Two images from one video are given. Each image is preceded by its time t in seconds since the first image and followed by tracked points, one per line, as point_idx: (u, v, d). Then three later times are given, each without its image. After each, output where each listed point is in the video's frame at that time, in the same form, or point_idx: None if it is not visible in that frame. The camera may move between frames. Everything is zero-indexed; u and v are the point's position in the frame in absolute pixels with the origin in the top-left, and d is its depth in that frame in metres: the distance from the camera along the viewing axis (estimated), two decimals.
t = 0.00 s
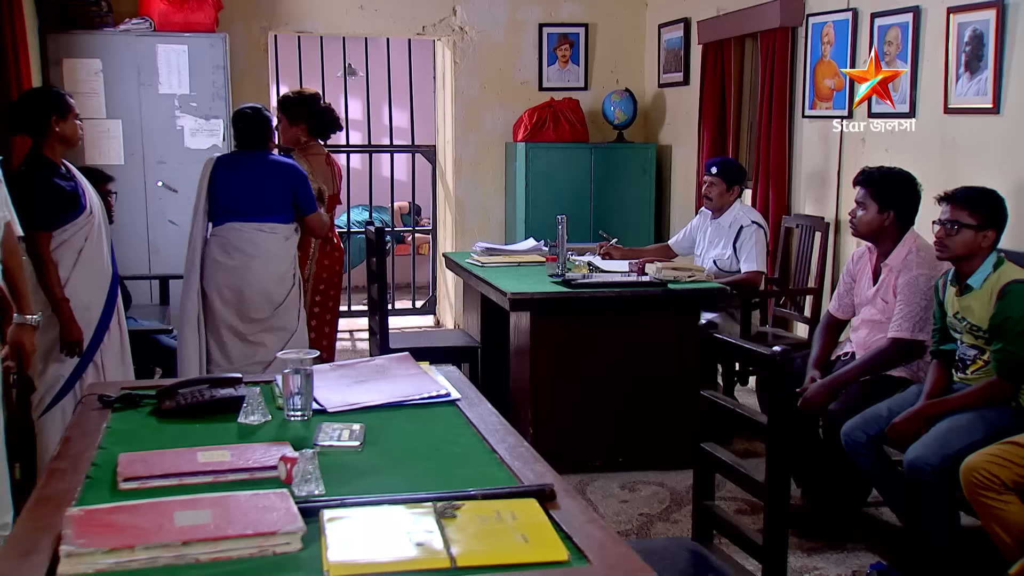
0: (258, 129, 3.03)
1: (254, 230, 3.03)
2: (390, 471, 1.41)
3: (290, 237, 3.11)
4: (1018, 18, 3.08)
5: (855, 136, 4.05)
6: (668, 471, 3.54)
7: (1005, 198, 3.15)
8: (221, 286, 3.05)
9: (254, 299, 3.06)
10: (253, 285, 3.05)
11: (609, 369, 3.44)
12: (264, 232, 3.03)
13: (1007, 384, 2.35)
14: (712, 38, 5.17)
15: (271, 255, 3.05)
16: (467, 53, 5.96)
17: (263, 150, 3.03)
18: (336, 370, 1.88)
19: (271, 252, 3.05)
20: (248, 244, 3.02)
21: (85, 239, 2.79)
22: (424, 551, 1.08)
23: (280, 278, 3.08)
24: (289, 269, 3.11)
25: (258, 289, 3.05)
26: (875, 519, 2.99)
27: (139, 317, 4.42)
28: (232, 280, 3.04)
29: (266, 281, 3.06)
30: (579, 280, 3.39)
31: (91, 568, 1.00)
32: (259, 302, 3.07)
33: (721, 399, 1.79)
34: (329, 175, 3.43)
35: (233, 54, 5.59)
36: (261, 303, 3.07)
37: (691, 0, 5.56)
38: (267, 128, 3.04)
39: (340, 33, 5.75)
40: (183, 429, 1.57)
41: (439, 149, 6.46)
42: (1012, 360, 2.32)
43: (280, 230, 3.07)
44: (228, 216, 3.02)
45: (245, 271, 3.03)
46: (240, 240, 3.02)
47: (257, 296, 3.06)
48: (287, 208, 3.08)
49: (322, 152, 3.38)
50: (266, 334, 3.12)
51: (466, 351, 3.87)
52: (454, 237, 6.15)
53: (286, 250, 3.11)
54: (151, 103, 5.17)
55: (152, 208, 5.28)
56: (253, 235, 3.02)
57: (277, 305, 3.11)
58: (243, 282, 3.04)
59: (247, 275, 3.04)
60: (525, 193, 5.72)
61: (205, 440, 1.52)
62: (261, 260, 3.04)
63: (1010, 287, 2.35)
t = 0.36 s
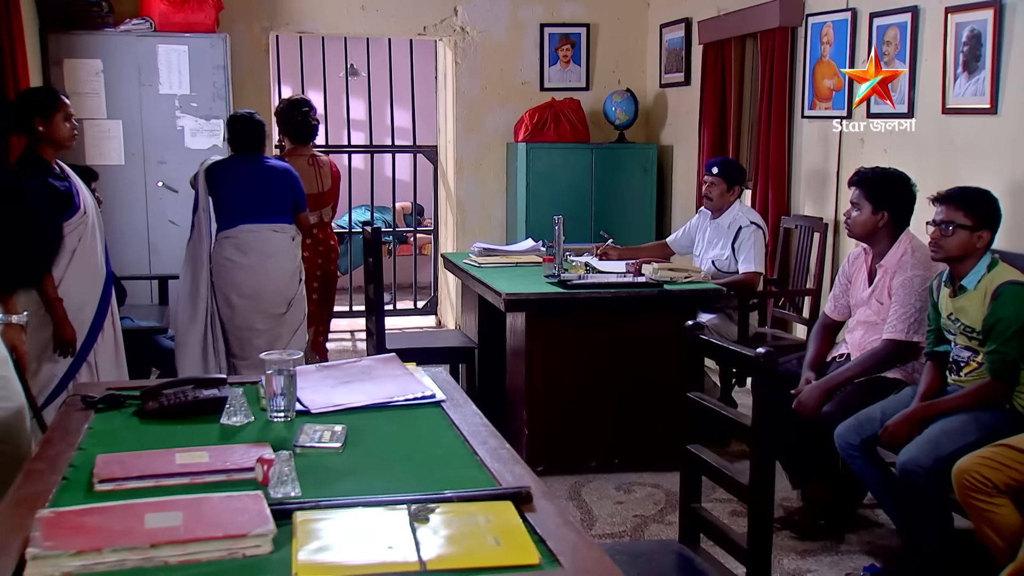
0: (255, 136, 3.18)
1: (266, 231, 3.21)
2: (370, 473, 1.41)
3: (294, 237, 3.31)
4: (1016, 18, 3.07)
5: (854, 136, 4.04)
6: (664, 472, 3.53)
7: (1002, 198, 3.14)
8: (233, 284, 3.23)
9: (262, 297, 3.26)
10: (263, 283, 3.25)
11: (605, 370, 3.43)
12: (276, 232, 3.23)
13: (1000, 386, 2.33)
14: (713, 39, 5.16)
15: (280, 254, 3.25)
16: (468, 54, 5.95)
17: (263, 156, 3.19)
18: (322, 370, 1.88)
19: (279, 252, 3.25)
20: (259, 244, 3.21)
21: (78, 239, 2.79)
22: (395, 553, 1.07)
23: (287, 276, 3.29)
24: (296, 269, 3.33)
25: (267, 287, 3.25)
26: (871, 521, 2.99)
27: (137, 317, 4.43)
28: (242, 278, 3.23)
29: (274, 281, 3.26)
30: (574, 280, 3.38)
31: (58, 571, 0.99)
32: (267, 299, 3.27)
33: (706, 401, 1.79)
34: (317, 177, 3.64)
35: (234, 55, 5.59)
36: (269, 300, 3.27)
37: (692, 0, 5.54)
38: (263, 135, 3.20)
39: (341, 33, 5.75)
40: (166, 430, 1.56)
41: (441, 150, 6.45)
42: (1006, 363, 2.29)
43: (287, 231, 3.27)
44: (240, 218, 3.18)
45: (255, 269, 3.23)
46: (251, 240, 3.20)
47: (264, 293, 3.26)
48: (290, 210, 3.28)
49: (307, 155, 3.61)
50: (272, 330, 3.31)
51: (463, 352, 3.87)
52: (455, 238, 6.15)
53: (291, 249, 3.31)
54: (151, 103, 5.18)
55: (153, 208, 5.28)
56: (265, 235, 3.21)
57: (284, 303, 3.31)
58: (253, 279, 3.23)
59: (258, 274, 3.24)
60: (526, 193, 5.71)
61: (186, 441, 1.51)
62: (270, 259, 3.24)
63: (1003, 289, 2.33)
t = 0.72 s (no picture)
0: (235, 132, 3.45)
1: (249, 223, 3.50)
2: (355, 474, 1.40)
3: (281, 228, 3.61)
4: (1019, 17, 3.04)
5: (858, 136, 4.01)
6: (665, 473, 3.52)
7: (1005, 199, 3.12)
8: (224, 273, 3.53)
9: (254, 284, 3.58)
10: (254, 272, 3.56)
11: (605, 370, 3.42)
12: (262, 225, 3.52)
13: (1000, 388, 2.31)
14: (718, 38, 5.14)
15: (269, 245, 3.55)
16: (473, 54, 5.95)
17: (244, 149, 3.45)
18: (314, 371, 1.88)
19: (268, 242, 3.55)
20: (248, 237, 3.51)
21: (78, 239, 2.78)
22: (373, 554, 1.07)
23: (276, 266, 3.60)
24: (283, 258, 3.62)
25: (259, 275, 3.57)
26: (872, 523, 2.96)
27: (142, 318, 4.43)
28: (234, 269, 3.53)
29: (261, 268, 3.56)
30: (574, 281, 3.37)
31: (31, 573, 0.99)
32: (259, 287, 3.59)
33: (697, 402, 1.78)
34: (319, 168, 3.71)
35: (240, 55, 5.61)
36: (260, 287, 3.59)
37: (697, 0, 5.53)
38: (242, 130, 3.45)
39: (346, 34, 5.75)
40: (154, 430, 1.56)
41: (446, 150, 6.45)
42: (1006, 365, 2.27)
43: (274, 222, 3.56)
44: (228, 210, 3.48)
45: (247, 260, 3.53)
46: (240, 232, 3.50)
47: (256, 281, 3.57)
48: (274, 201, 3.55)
49: (312, 147, 3.70)
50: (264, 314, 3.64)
51: (465, 352, 3.87)
52: (461, 238, 6.14)
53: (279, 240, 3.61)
54: (157, 103, 5.19)
55: (159, 209, 5.30)
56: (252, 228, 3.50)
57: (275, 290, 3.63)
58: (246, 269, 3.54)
59: (249, 264, 3.54)
60: (531, 193, 5.70)
61: (174, 441, 1.51)
62: (259, 249, 3.54)
63: (1003, 290, 2.31)
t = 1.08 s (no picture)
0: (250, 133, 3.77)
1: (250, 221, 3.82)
2: (336, 475, 1.40)
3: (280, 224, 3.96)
4: (1017, 17, 3.03)
5: (858, 136, 4.00)
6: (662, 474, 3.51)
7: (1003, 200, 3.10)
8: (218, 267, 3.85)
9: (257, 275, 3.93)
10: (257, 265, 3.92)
11: (602, 370, 3.41)
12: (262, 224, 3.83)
13: (995, 390, 2.30)
14: (719, 39, 5.12)
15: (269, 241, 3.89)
16: (475, 54, 5.94)
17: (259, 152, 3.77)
18: (302, 372, 1.88)
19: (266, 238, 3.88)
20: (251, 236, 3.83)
21: (72, 239, 2.80)
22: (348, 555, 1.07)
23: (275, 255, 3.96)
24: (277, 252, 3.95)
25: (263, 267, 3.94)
26: (868, 526, 2.95)
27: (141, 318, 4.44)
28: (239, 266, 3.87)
29: (251, 262, 3.88)
30: (571, 282, 3.37)
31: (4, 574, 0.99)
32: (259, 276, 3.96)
33: (685, 404, 1.77)
34: (354, 168, 3.99)
35: (242, 56, 5.61)
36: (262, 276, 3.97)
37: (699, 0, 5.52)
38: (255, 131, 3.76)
39: (348, 34, 5.75)
40: (139, 431, 1.56)
41: (448, 150, 6.45)
42: (999, 366, 2.26)
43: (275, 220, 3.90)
44: (229, 206, 3.78)
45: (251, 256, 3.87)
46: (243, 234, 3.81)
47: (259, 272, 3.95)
48: (274, 201, 3.83)
49: (346, 149, 3.99)
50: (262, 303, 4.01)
51: (462, 353, 3.86)
52: (462, 238, 6.14)
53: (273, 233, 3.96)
54: (158, 103, 5.20)
55: (160, 209, 5.31)
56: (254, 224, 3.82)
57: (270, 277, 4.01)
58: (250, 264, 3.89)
59: (248, 258, 3.87)
60: (532, 193, 5.70)
61: (158, 442, 1.51)
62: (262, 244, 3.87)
63: (997, 292, 2.30)
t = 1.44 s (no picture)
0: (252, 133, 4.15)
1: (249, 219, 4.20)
2: (316, 475, 1.40)
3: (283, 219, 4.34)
4: (1012, 17, 3.02)
5: (855, 136, 3.99)
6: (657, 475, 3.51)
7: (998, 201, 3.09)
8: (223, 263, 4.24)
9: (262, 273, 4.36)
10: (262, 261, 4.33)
11: (597, 371, 3.41)
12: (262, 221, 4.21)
13: (986, 391, 2.29)
14: (717, 39, 5.11)
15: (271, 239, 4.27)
16: (475, 54, 5.94)
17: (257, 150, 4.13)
18: (288, 372, 1.88)
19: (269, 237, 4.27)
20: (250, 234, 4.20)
21: (66, 238, 2.79)
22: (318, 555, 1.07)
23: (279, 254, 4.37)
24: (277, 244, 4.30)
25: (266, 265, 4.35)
26: (862, 527, 2.94)
27: (139, 317, 4.45)
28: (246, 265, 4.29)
29: (250, 254, 4.25)
30: (566, 282, 3.36)
31: None
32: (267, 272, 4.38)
33: (671, 405, 1.77)
34: (371, 169, 4.24)
35: (242, 56, 5.61)
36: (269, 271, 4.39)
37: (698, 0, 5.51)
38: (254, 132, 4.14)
39: (348, 35, 5.75)
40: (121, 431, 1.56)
41: (449, 150, 6.45)
42: (990, 367, 2.26)
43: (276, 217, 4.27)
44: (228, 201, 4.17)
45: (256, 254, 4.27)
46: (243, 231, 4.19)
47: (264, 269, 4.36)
48: (271, 197, 4.18)
49: (366, 152, 4.23)
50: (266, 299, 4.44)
51: (458, 353, 3.86)
52: (462, 238, 6.14)
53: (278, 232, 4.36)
54: (157, 104, 5.21)
55: (159, 209, 5.32)
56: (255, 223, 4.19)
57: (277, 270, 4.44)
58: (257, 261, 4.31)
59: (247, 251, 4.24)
60: (531, 193, 5.69)
61: (139, 442, 1.51)
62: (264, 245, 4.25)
63: (988, 293, 2.29)
